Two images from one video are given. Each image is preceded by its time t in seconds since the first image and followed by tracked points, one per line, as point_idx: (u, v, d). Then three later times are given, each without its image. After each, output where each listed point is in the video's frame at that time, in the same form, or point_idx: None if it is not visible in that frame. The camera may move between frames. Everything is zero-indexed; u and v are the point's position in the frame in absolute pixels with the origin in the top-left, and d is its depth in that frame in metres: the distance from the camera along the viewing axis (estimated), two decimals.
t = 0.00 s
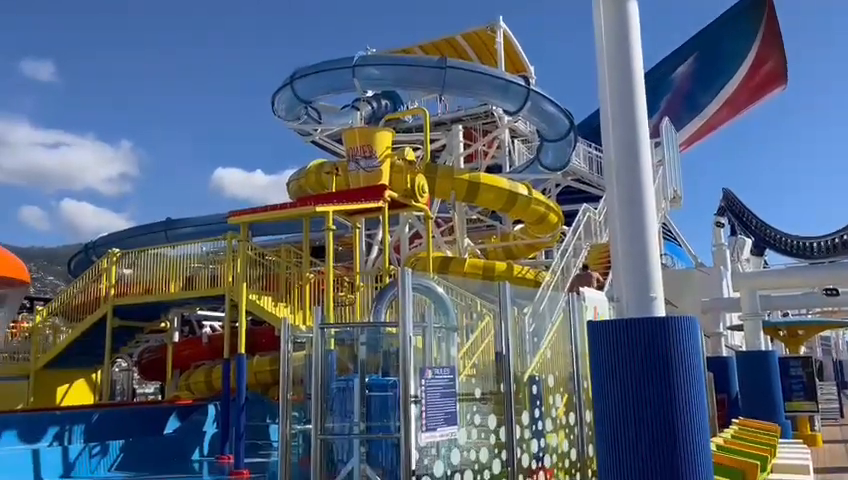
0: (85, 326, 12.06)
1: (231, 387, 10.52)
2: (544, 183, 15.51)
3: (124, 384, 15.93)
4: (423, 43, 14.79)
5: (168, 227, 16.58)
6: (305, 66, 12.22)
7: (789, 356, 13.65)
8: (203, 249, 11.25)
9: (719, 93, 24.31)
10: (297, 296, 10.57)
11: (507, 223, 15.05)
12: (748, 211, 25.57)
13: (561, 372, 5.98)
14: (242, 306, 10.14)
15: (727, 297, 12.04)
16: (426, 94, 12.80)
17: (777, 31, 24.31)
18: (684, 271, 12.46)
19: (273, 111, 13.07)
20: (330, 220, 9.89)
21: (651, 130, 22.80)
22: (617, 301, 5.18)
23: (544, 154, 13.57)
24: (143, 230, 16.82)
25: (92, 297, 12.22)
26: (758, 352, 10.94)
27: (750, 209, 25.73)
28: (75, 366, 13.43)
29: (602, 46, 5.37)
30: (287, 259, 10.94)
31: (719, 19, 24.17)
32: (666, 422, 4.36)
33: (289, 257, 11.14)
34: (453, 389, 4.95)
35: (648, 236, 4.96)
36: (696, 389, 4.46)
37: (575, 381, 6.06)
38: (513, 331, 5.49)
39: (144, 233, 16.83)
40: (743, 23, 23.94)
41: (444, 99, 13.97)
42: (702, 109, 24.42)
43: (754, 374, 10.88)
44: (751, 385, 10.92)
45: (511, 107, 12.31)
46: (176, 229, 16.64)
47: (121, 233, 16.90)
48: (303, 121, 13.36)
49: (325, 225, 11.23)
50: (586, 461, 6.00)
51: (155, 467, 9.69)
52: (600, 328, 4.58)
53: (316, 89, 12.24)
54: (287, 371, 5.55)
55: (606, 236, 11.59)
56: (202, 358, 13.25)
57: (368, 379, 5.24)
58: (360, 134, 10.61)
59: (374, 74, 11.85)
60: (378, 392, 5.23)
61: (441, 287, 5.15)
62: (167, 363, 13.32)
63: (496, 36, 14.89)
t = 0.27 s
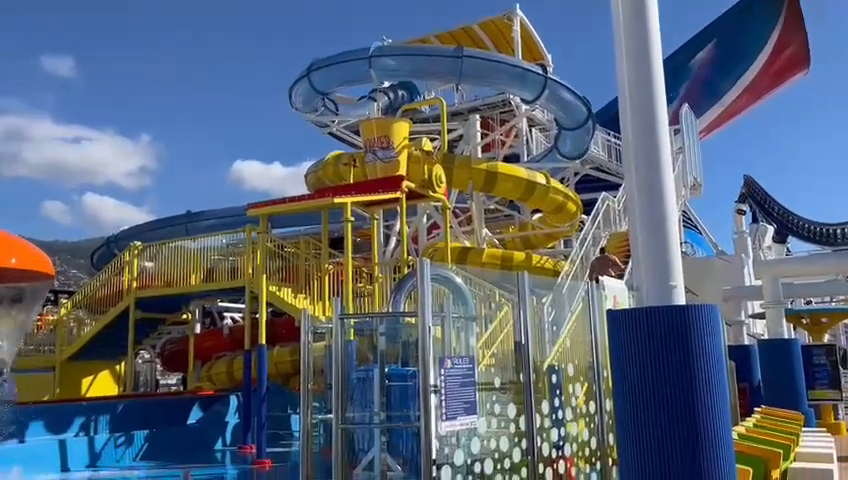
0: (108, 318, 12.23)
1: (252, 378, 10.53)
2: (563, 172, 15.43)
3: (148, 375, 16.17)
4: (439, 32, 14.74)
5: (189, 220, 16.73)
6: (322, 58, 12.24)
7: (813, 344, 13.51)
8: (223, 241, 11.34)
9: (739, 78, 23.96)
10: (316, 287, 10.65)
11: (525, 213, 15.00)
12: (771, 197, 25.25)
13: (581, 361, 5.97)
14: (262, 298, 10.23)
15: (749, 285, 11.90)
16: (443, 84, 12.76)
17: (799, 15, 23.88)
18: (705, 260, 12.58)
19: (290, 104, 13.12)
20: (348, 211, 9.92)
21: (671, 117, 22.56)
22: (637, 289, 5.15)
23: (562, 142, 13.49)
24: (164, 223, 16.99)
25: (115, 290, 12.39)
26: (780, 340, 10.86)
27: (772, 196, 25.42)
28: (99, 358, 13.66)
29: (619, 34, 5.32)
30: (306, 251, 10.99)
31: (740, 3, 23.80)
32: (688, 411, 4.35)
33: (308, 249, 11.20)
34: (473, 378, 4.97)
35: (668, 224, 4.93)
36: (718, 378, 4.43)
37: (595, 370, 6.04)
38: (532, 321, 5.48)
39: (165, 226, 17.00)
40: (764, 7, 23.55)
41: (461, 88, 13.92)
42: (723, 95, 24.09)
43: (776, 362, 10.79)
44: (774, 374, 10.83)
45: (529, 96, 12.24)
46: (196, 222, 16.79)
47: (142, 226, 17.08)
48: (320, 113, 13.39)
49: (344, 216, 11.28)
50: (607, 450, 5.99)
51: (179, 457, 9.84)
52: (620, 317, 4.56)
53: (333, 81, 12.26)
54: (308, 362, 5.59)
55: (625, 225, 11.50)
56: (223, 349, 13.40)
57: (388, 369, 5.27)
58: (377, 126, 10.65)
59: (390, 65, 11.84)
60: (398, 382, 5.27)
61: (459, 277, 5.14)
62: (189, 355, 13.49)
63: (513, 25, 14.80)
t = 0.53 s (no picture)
0: (133, 313, 12.39)
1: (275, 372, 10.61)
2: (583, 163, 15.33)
3: (172, 369, 16.37)
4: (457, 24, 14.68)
5: (210, 216, 16.87)
6: (340, 52, 12.25)
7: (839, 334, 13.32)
8: (244, 236, 11.43)
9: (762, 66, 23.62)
10: (337, 280, 10.70)
11: (545, 205, 14.93)
12: (794, 186, 24.84)
13: (603, 353, 5.94)
14: (284, 291, 10.31)
15: (774, 275, 11.75)
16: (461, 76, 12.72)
17: None
18: (729, 250, 12.45)
19: (309, 98, 13.16)
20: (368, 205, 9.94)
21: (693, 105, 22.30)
22: (659, 280, 5.10)
23: (582, 132, 13.39)
24: (185, 218, 17.14)
25: (138, 285, 12.54)
26: (807, 331, 10.73)
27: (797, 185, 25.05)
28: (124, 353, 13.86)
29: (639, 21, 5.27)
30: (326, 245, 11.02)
31: None
32: (712, 402, 4.31)
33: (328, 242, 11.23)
34: (495, 370, 4.98)
35: (690, 214, 4.87)
36: (742, 368, 4.39)
37: (617, 361, 6.00)
38: (554, 313, 5.46)
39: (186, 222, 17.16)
40: None
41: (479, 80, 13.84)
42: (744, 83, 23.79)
43: (802, 353, 10.66)
44: (800, 365, 10.70)
45: (548, 86, 12.17)
46: (217, 218, 16.92)
47: (164, 222, 17.25)
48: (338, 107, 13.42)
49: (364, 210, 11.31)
50: (630, 442, 5.94)
51: (204, 448, 9.97)
52: (643, 308, 4.52)
53: (351, 74, 12.27)
54: (329, 355, 5.61)
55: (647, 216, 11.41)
56: (245, 343, 13.53)
57: (410, 362, 5.29)
58: (396, 119, 10.66)
59: (408, 58, 11.81)
60: (420, 375, 5.30)
61: (480, 269, 5.12)
62: (213, 349, 13.63)
63: (531, 15, 14.70)
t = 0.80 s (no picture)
0: (160, 311, 12.56)
1: (301, 368, 10.73)
2: (606, 155, 15.20)
3: (199, 366, 16.56)
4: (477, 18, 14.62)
5: (235, 214, 17.03)
6: (360, 49, 12.26)
7: None
8: (268, 233, 11.51)
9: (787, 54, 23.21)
10: (361, 277, 10.75)
11: (568, 198, 14.84)
12: (823, 176, 24.41)
13: (630, 347, 5.89)
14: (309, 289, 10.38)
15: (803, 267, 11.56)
16: (482, 70, 12.68)
17: None
18: (757, 242, 12.27)
19: (330, 95, 13.20)
20: (391, 202, 9.97)
21: (718, 95, 22.02)
22: (686, 274, 5.05)
23: (605, 125, 13.27)
24: (210, 217, 17.32)
25: (165, 283, 12.70)
26: (838, 323, 10.55)
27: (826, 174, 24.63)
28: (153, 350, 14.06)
29: (663, 13, 5.21)
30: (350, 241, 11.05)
31: None
32: (744, 397, 4.26)
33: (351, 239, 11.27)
34: (522, 366, 4.97)
35: (719, 208, 4.81)
36: (774, 363, 4.34)
37: (645, 355, 5.95)
38: (579, 307, 5.43)
39: (211, 220, 17.34)
40: None
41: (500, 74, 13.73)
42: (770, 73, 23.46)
43: (833, 345, 10.49)
44: (831, 358, 10.53)
45: (570, 79, 12.09)
46: (242, 216, 17.07)
47: (189, 221, 17.45)
48: (360, 104, 13.45)
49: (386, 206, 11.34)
50: (659, 437, 5.89)
51: (232, 445, 10.06)
52: (672, 304, 4.46)
53: (372, 71, 12.28)
54: (355, 351, 5.64)
55: (672, 209, 11.29)
56: (271, 340, 13.66)
57: (435, 358, 5.27)
58: (418, 115, 10.65)
59: (429, 53, 11.79)
60: (445, 371, 5.24)
61: (504, 265, 5.11)
62: (239, 345, 13.77)
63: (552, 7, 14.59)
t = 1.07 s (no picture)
0: (191, 311, 12.73)
1: (329, 366, 10.81)
2: (633, 149, 15.07)
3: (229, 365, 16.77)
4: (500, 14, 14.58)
5: (261, 214, 17.19)
6: (384, 48, 12.29)
7: None
8: (295, 233, 11.60)
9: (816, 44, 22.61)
10: (387, 276, 10.86)
11: (595, 194, 14.74)
12: None
13: (661, 344, 5.85)
14: (336, 288, 10.46)
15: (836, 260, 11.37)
16: (506, 66, 12.64)
17: None
18: (788, 235, 12.09)
19: (354, 95, 13.26)
20: (417, 200, 10.00)
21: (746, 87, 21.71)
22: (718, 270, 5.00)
23: (631, 119, 13.15)
24: (238, 217, 17.50)
25: (195, 284, 12.87)
26: None
27: None
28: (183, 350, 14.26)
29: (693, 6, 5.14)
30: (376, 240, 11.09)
31: None
32: (780, 393, 4.21)
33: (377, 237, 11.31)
34: (553, 364, 4.95)
35: (751, 201, 4.76)
36: (810, 358, 4.28)
37: (676, 351, 5.90)
38: (609, 304, 5.40)
39: (239, 220, 17.52)
40: None
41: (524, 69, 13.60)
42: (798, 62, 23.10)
43: None
44: None
45: (595, 74, 12.00)
46: (268, 215, 17.23)
47: (217, 221, 17.65)
48: (384, 103, 13.48)
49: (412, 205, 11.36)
50: (692, 434, 5.83)
51: (263, 444, 10.16)
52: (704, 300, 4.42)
53: (396, 69, 12.31)
54: (384, 349, 5.66)
55: (700, 203, 11.16)
56: (299, 338, 13.78)
57: (465, 356, 5.26)
58: (442, 113, 10.63)
59: (452, 50, 11.77)
60: (475, 368, 5.24)
61: (533, 262, 5.09)
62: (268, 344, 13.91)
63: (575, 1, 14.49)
